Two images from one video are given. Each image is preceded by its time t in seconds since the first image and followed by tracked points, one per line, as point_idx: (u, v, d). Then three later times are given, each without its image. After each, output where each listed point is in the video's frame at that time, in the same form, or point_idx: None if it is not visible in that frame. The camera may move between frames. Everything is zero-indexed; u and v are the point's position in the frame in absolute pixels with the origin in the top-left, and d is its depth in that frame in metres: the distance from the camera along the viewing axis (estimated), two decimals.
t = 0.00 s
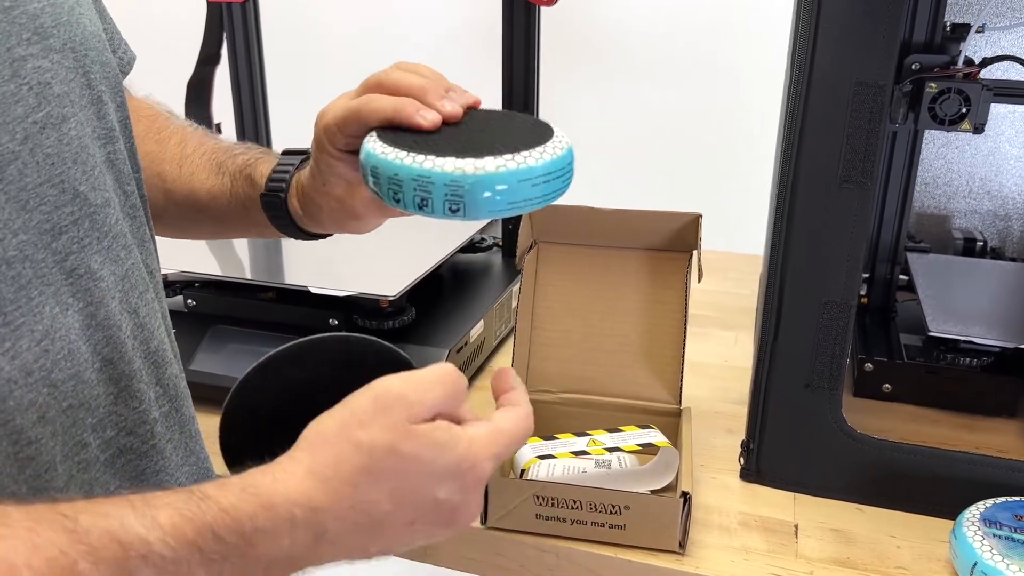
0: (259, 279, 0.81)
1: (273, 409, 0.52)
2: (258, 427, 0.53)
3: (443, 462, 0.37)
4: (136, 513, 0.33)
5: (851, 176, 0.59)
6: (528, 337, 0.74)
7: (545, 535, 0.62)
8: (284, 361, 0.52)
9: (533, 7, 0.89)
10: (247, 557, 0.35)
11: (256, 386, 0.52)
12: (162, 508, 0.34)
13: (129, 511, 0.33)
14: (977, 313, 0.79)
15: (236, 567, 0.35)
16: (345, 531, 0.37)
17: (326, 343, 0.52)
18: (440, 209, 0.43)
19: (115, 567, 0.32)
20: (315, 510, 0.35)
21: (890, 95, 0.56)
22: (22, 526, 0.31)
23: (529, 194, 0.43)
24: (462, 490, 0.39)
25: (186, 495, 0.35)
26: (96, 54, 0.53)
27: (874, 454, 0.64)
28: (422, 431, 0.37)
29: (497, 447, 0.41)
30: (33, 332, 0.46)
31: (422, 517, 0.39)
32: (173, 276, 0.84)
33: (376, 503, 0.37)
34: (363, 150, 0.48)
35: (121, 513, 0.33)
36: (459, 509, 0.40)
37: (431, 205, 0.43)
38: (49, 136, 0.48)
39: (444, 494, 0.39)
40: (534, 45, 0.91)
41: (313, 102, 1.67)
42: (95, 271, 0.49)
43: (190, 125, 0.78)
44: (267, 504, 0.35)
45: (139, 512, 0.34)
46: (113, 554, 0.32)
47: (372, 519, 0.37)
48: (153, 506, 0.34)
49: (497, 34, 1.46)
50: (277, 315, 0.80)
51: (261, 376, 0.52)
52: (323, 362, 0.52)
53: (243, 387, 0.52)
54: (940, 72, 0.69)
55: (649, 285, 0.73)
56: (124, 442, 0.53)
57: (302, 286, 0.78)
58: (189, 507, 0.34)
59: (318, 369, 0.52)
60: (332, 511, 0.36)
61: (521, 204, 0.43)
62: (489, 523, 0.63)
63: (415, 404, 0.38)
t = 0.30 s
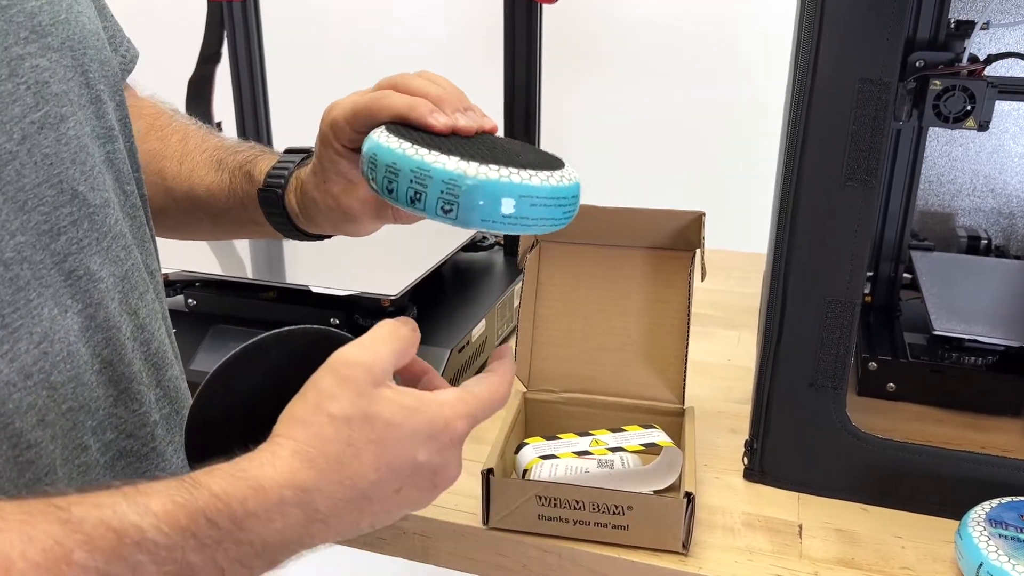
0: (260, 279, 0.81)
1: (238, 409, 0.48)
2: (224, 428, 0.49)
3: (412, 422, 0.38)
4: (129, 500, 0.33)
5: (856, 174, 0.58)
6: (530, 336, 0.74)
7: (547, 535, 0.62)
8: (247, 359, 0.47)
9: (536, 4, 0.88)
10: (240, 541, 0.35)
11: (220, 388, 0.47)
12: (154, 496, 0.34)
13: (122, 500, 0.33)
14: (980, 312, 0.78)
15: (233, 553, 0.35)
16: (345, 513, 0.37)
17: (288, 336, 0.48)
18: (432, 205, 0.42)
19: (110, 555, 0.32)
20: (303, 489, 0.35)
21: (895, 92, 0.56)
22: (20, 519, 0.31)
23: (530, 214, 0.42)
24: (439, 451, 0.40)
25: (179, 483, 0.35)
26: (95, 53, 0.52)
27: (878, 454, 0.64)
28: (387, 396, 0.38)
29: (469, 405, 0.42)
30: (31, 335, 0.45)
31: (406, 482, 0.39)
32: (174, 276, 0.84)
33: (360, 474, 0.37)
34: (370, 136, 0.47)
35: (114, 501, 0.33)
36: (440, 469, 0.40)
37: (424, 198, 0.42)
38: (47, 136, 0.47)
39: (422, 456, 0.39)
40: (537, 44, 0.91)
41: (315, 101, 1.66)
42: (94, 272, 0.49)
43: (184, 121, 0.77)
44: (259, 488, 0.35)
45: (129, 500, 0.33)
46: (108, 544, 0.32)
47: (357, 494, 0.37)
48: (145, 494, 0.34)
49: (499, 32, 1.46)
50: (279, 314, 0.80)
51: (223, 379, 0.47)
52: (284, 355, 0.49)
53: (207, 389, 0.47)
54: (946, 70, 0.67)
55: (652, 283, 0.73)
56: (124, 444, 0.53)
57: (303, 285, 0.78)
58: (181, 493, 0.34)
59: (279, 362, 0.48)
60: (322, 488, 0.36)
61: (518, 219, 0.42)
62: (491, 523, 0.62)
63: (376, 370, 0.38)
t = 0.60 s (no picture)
0: (260, 275, 0.80)
1: (236, 409, 0.49)
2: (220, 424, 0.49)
3: (410, 431, 0.37)
4: (113, 507, 0.34)
5: (859, 169, 0.58)
6: (532, 333, 0.74)
7: (549, 533, 0.62)
8: (251, 356, 0.48)
9: None
10: (229, 547, 0.35)
11: (221, 377, 0.48)
12: (138, 502, 0.35)
13: (106, 507, 0.34)
14: (984, 308, 0.78)
15: (222, 559, 0.35)
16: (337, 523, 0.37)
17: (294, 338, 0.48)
18: (571, 114, 0.44)
19: (93, 562, 0.33)
20: (293, 496, 0.35)
21: (898, 87, 0.55)
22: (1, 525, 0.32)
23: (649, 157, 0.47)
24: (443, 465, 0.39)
25: (165, 488, 0.36)
26: (87, 47, 0.52)
27: (882, 452, 0.63)
28: (387, 405, 0.37)
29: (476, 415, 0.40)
30: (18, 336, 0.45)
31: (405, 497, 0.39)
32: (172, 272, 0.84)
33: (354, 482, 0.36)
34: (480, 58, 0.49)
35: (97, 509, 0.34)
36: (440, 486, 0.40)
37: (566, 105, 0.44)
38: (35, 133, 0.47)
39: (423, 469, 0.38)
40: (537, 42, 0.90)
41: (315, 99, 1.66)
42: (83, 272, 0.49)
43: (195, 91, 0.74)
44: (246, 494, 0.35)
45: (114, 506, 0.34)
46: (91, 551, 0.33)
47: (351, 502, 0.37)
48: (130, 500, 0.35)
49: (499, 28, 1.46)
50: (279, 310, 0.79)
51: (225, 375, 0.48)
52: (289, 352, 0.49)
53: (206, 388, 0.48)
54: (949, 65, 0.67)
55: (653, 280, 0.72)
56: (116, 446, 0.53)
57: (303, 281, 0.78)
58: (167, 499, 0.35)
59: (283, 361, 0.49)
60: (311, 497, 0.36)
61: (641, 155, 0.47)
62: (493, 520, 0.62)
63: (380, 376, 0.38)
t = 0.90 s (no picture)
0: (261, 274, 0.80)
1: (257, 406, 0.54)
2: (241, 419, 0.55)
3: (425, 444, 0.40)
4: (115, 512, 0.36)
5: (862, 167, 0.58)
6: (534, 331, 0.73)
7: (550, 530, 0.62)
8: (272, 358, 0.53)
9: None
10: (233, 551, 0.37)
11: (239, 383, 0.54)
12: (141, 508, 0.37)
13: (109, 511, 0.36)
14: (986, 306, 0.78)
15: (225, 563, 0.37)
16: (341, 533, 0.40)
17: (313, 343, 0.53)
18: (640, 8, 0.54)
19: (95, 566, 0.35)
20: (295, 498, 0.38)
21: (901, 85, 0.55)
22: (3, 530, 0.34)
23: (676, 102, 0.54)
24: (453, 482, 0.42)
25: (168, 493, 0.38)
26: (90, 45, 0.52)
27: (884, 450, 0.63)
28: (403, 420, 0.41)
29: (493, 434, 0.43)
30: (20, 337, 0.45)
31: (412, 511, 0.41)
32: (175, 270, 0.84)
33: (361, 490, 0.39)
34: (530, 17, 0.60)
35: (100, 513, 0.36)
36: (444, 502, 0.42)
37: None
38: (38, 132, 0.47)
39: (434, 484, 0.41)
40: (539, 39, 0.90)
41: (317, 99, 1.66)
42: (87, 272, 0.49)
43: (198, 85, 0.75)
44: (250, 496, 0.38)
45: (116, 511, 0.37)
46: (95, 556, 0.35)
47: (356, 511, 0.39)
48: (133, 506, 0.37)
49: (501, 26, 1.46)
50: (279, 309, 0.79)
51: (246, 373, 0.54)
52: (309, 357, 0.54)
53: (228, 385, 0.54)
54: (951, 62, 0.67)
55: (655, 278, 0.72)
56: (119, 448, 0.52)
57: (305, 279, 0.77)
58: (169, 503, 0.37)
59: (303, 364, 0.54)
60: (316, 501, 0.38)
61: (676, 89, 0.54)
62: (495, 519, 0.62)
63: (402, 397, 0.42)
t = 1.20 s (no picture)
0: (264, 269, 0.80)
1: (261, 398, 0.55)
2: (252, 412, 0.56)
3: (445, 426, 0.42)
4: (132, 495, 0.36)
5: (866, 161, 0.58)
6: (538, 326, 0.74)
7: (555, 524, 0.62)
8: (276, 349, 0.54)
9: None
10: (250, 532, 0.38)
11: (246, 378, 0.54)
12: (160, 492, 0.37)
13: (126, 494, 0.36)
14: (988, 301, 0.78)
15: (242, 545, 0.38)
16: (358, 515, 0.40)
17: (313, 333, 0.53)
18: (657, 13, 0.55)
19: (113, 550, 0.34)
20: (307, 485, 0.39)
21: (906, 79, 0.55)
22: (21, 515, 0.34)
23: (658, 99, 0.52)
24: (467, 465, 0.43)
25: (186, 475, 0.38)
26: (100, 39, 0.52)
27: (888, 444, 0.63)
28: (418, 405, 0.42)
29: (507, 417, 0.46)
30: (34, 332, 0.45)
31: (428, 495, 0.43)
32: (178, 266, 0.83)
33: (379, 474, 0.40)
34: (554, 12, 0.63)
35: (117, 497, 0.36)
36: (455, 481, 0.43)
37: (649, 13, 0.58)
38: (50, 127, 0.47)
39: (449, 467, 0.43)
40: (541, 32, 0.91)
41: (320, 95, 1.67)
42: (98, 267, 0.49)
43: (197, 75, 0.75)
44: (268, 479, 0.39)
45: (135, 495, 0.36)
46: (114, 539, 0.35)
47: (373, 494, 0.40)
48: (151, 491, 0.37)
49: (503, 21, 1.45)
50: (282, 303, 0.79)
51: (252, 369, 0.54)
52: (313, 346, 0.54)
53: (235, 378, 0.55)
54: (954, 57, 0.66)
55: (658, 274, 0.72)
56: (131, 442, 0.52)
57: (308, 275, 0.78)
58: (187, 486, 0.37)
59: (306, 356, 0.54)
60: (333, 483, 0.39)
61: (663, 82, 0.52)
62: (499, 513, 0.62)
63: (418, 381, 0.44)
